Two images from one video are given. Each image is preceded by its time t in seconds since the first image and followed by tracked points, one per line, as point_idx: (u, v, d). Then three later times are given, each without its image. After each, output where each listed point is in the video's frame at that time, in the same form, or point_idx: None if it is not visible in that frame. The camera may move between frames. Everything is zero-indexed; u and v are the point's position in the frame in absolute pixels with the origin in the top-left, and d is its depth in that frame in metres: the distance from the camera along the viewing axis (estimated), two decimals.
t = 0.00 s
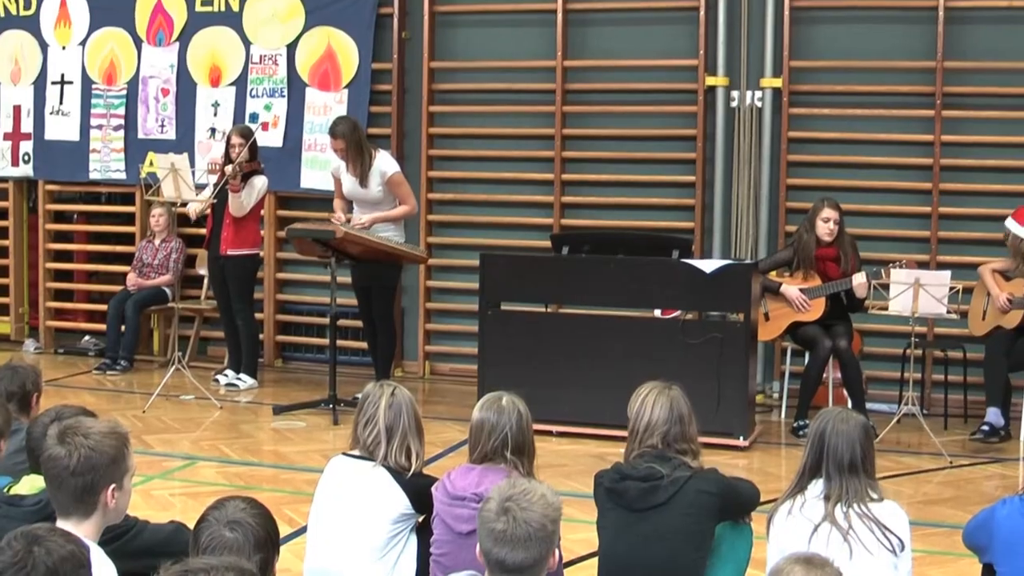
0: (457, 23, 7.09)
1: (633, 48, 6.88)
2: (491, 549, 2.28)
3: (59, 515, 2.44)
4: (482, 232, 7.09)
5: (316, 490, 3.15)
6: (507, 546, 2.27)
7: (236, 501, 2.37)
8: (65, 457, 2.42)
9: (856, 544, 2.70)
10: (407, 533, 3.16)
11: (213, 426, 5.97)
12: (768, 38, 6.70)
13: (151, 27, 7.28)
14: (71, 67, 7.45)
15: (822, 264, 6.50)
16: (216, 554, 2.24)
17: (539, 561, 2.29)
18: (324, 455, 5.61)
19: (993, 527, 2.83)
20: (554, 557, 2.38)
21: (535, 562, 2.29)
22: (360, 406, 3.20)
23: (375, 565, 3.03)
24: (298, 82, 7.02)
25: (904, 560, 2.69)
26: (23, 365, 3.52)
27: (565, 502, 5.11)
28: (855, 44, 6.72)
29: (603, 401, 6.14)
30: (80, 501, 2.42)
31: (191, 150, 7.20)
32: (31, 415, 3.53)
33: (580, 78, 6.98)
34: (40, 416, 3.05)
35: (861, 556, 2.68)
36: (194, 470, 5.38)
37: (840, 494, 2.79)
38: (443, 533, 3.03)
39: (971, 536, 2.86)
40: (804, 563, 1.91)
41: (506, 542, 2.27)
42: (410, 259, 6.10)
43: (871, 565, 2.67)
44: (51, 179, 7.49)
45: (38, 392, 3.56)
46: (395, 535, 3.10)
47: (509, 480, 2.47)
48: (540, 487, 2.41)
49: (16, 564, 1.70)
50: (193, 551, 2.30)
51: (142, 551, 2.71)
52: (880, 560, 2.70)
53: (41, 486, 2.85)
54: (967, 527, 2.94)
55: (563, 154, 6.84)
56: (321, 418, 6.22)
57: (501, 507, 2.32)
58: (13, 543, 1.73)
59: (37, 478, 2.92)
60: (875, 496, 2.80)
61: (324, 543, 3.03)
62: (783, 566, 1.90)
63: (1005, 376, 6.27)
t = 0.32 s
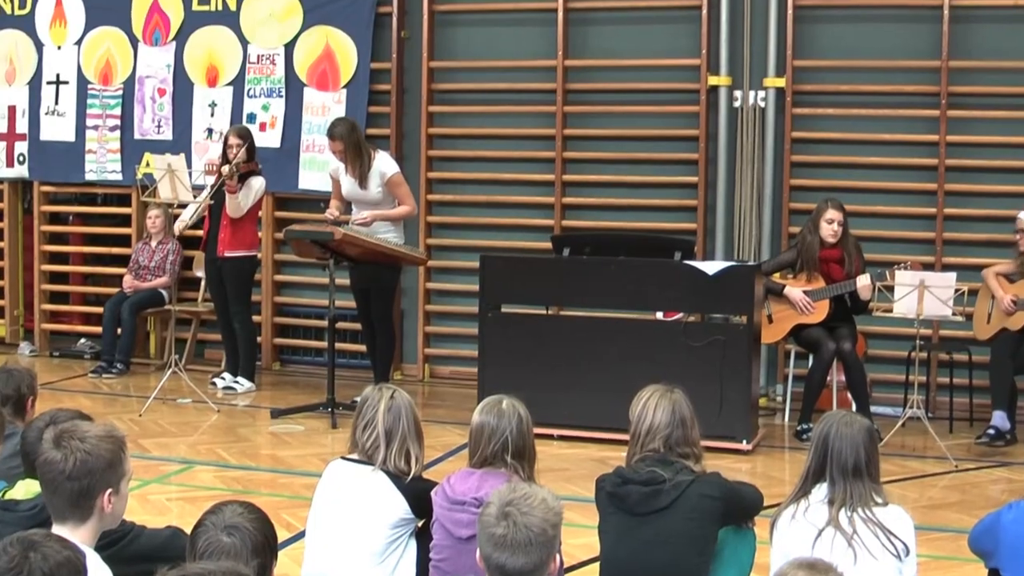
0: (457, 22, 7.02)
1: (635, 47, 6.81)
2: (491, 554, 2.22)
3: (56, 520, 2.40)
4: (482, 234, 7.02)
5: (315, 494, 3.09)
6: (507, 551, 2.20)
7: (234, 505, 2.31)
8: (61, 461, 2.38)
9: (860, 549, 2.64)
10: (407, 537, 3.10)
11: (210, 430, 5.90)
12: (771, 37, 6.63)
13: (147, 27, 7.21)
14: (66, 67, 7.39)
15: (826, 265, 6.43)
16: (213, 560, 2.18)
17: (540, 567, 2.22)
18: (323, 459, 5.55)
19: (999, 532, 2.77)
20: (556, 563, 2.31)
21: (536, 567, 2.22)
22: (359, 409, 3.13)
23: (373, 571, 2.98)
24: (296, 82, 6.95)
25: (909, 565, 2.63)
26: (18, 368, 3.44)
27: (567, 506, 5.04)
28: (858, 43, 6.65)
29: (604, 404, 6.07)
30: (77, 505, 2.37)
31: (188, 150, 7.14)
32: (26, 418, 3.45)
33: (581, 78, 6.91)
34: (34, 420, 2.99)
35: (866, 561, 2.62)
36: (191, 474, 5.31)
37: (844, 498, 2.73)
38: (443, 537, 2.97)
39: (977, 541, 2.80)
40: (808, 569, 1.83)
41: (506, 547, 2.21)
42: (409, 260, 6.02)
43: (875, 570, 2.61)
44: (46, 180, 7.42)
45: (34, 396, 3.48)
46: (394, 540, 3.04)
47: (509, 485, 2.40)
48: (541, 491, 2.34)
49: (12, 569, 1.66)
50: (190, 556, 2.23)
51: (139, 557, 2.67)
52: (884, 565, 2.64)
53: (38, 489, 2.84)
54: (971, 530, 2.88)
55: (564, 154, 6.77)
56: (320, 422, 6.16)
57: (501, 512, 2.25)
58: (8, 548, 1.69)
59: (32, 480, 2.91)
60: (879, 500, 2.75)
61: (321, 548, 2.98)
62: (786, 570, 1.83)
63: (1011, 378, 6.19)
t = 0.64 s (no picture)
0: (459, 22, 6.95)
1: (638, 46, 6.74)
2: (494, 560, 2.15)
3: (53, 525, 2.37)
4: (485, 236, 6.94)
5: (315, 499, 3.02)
6: (510, 557, 2.13)
7: (233, 510, 2.25)
8: (59, 465, 2.34)
9: (868, 554, 2.58)
10: (408, 543, 3.03)
11: (210, 434, 5.83)
12: (776, 35, 6.56)
13: (146, 26, 7.15)
14: (64, 67, 7.33)
15: (832, 267, 6.36)
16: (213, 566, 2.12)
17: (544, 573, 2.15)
18: (324, 463, 5.48)
19: (1008, 536, 2.73)
20: (561, 568, 2.24)
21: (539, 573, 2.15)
22: (360, 413, 3.07)
23: None
24: (296, 82, 6.89)
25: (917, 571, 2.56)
26: (15, 371, 3.37)
27: (571, 511, 4.97)
28: (865, 42, 6.58)
29: (609, 407, 6.00)
30: (75, 510, 2.34)
31: (187, 151, 7.07)
32: (23, 422, 3.39)
33: (585, 78, 6.84)
34: (32, 424, 2.94)
35: (873, 566, 2.56)
36: (191, 478, 5.25)
37: (851, 502, 2.67)
38: (445, 543, 2.90)
39: (986, 546, 2.76)
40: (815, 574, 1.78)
41: (509, 552, 2.14)
42: (413, 263, 5.98)
43: None
44: (45, 181, 7.36)
45: (31, 399, 3.42)
46: (395, 545, 2.97)
47: (511, 489, 2.33)
48: (545, 495, 2.26)
49: (12, 573, 1.62)
50: (190, 562, 2.17)
51: (137, 563, 2.64)
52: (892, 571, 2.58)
53: (36, 493, 2.78)
54: (981, 537, 2.83)
55: (568, 154, 6.70)
56: (321, 426, 6.09)
57: (504, 517, 2.18)
58: (7, 554, 1.64)
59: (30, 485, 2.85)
60: (887, 504, 2.68)
61: (322, 553, 2.91)
62: None
63: (1021, 381, 6.11)
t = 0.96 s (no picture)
0: (463, 21, 6.88)
1: (644, 45, 6.66)
2: (499, 566, 2.07)
3: (53, 531, 2.31)
4: (488, 238, 6.85)
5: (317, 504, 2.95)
6: (514, 563, 2.06)
7: (235, 515, 2.18)
8: (58, 470, 2.29)
9: (876, 559, 2.51)
10: (412, 547, 2.97)
11: (211, 439, 5.77)
12: (784, 35, 6.48)
13: (147, 26, 7.09)
14: (64, 68, 7.27)
15: (840, 269, 6.31)
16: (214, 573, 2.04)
17: None
18: (327, 468, 5.41)
19: (1018, 541, 2.67)
20: None
21: None
22: (363, 417, 2.99)
23: None
24: (298, 82, 6.82)
25: None
26: (15, 375, 3.32)
27: (576, 516, 4.90)
28: (873, 42, 6.50)
29: (615, 411, 5.92)
30: (75, 516, 2.28)
31: (188, 152, 7.01)
32: (23, 426, 3.32)
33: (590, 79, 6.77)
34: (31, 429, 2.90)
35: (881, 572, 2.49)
36: (192, 483, 5.18)
37: (860, 508, 2.60)
38: (449, 549, 2.84)
39: (995, 550, 2.70)
40: None
41: (513, 558, 2.06)
42: (416, 265, 5.92)
43: None
44: (44, 183, 7.30)
45: (31, 403, 3.36)
46: (399, 550, 2.92)
47: (515, 495, 2.26)
48: (550, 501, 2.20)
49: None
50: (190, 568, 2.10)
51: (137, 568, 2.59)
52: None
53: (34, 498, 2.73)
54: (991, 542, 2.76)
55: (573, 156, 6.62)
56: (324, 430, 6.02)
57: (508, 522, 2.11)
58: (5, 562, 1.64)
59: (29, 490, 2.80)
60: (896, 510, 2.61)
61: (326, 557, 2.85)
62: None
63: None
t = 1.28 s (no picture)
0: (469, 21, 6.81)
1: (652, 45, 6.58)
2: (505, 571, 2.01)
3: (57, 535, 2.29)
4: (493, 240, 6.76)
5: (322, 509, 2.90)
6: (520, 569, 1.99)
7: (238, 519, 2.12)
8: (63, 474, 2.28)
9: (887, 565, 2.45)
10: (418, 553, 2.92)
11: (214, 443, 5.70)
12: (794, 35, 6.40)
13: (149, 26, 7.03)
14: (66, 68, 7.22)
15: (850, 272, 6.23)
16: None
17: None
18: (331, 473, 5.35)
19: None
20: None
21: None
22: (367, 421, 2.93)
23: None
24: (303, 83, 6.76)
25: None
26: (15, 379, 3.28)
27: (582, 521, 4.84)
28: (884, 42, 6.42)
29: (623, 414, 5.85)
30: (79, 521, 2.27)
31: (192, 153, 6.95)
32: (24, 430, 3.29)
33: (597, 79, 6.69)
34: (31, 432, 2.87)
35: None
36: (195, 488, 5.12)
37: (870, 513, 2.54)
38: (454, 554, 2.78)
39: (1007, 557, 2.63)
40: None
41: (519, 564, 2.00)
42: (421, 267, 5.87)
43: None
44: (45, 184, 7.25)
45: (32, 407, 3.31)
46: (405, 555, 2.86)
47: (521, 499, 2.19)
48: (557, 506, 2.13)
49: None
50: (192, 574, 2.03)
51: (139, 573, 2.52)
52: None
53: (36, 502, 2.65)
54: (1003, 548, 2.69)
55: (580, 157, 6.55)
56: (328, 435, 5.95)
57: (515, 527, 2.04)
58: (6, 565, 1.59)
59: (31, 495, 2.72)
60: (907, 514, 2.55)
61: (331, 563, 2.79)
62: None
63: None
